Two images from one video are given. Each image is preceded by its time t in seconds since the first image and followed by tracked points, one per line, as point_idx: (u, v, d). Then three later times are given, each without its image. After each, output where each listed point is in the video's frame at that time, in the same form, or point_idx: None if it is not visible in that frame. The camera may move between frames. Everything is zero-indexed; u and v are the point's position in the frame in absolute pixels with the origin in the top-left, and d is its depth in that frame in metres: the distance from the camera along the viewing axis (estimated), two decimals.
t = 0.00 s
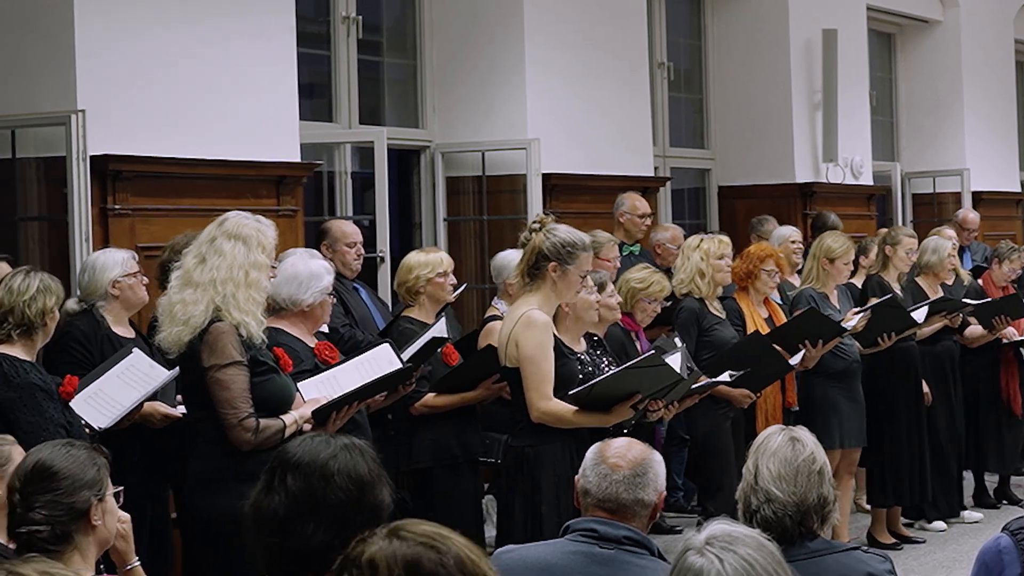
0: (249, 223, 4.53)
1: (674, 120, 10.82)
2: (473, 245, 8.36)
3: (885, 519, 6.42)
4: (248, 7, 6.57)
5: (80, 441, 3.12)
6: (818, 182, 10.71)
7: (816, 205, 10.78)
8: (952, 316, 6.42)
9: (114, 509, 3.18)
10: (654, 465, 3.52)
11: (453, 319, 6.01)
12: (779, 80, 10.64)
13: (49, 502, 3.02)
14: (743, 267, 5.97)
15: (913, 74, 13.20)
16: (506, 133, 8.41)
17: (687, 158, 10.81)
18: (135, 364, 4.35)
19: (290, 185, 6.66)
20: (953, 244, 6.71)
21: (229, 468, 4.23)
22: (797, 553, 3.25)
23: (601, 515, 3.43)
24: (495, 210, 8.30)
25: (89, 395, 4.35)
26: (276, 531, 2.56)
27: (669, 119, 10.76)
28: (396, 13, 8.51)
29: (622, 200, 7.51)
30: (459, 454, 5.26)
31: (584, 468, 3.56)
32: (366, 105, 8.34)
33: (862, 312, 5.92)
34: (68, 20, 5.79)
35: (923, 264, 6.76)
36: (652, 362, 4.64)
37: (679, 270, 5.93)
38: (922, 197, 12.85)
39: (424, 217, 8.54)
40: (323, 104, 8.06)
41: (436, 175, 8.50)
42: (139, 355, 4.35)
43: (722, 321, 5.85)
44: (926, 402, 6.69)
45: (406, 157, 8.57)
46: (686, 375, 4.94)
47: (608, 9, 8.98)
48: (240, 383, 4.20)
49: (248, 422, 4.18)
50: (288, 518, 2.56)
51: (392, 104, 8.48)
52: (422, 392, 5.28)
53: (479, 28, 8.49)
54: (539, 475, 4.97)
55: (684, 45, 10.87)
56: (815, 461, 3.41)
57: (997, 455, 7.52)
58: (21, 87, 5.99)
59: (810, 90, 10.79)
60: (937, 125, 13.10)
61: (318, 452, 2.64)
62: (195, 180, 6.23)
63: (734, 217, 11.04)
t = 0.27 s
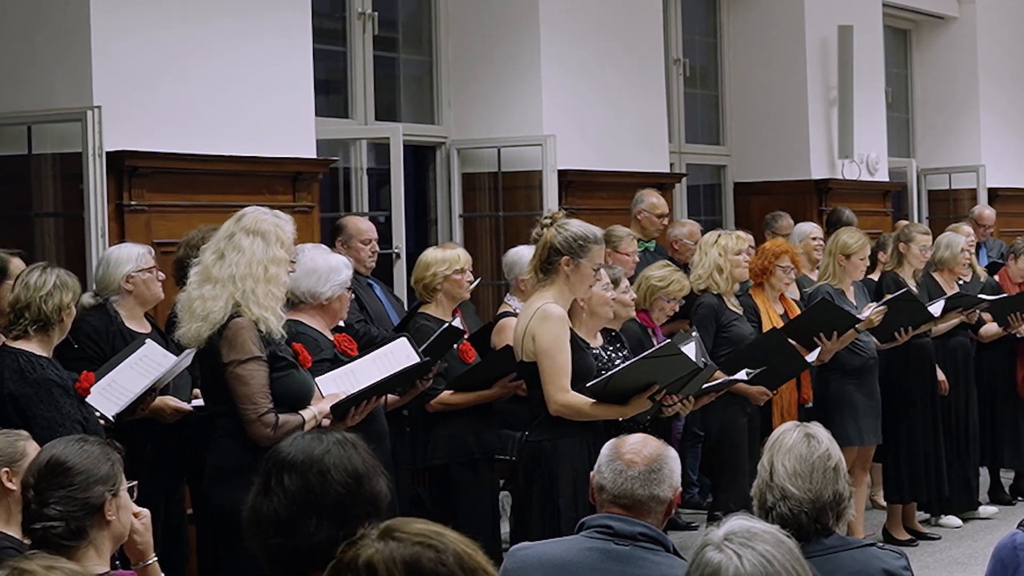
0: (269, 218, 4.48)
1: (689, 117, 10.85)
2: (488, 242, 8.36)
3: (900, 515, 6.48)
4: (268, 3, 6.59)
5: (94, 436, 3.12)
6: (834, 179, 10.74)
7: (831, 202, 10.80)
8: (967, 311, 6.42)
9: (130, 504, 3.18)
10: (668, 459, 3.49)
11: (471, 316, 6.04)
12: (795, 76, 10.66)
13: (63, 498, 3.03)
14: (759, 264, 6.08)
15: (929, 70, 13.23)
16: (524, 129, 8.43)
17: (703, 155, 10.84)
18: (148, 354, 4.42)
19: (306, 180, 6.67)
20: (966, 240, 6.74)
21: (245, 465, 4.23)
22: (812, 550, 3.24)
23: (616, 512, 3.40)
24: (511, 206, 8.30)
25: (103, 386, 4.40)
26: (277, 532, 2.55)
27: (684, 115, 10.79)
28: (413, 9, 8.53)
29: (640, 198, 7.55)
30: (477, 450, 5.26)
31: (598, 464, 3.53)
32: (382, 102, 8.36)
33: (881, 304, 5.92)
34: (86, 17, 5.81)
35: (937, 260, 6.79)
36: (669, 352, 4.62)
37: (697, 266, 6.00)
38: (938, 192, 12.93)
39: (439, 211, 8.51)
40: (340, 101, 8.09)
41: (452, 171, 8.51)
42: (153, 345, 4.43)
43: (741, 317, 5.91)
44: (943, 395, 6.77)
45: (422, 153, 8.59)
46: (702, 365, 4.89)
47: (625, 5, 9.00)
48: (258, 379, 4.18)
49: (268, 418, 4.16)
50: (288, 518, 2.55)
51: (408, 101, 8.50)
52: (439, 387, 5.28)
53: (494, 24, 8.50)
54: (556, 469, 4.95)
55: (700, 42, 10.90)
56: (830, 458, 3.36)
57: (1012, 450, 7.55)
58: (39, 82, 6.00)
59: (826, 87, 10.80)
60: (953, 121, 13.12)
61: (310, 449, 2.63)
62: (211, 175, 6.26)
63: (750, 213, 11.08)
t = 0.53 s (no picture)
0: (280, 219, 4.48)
1: (700, 116, 10.86)
2: (499, 242, 8.37)
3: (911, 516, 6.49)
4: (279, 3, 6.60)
5: (103, 435, 3.13)
6: (845, 178, 10.75)
7: (842, 201, 10.80)
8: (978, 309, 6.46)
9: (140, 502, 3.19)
10: (678, 458, 3.49)
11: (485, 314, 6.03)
12: (806, 76, 10.66)
13: (75, 499, 3.04)
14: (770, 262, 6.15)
15: (940, 69, 13.24)
16: (535, 128, 8.43)
17: (714, 155, 10.84)
18: (160, 355, 4.34)
19: (316, 180, 6.68)
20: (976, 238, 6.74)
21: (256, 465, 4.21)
22: (823, 549, 3.24)
23: (626, 510, 3.40)
24: (522, 206, 8.33)
25: (114, 387, 4.32)
26: (284, 532, 2.54)
27: (695, 115, 10.79)
28: (423, 9, 8.53)
29: (653, 198, 7.58)
30: (488, 450, 5.26)
31: (608, 463, 3.52)
32: (393, 102, 8.36)
33: (893, 303, 5.94)
34: (95, 18, 5.81)
35: (947, 259, 6.79)
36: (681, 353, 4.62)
37: (709, 265, 6.06)
38: (949, 192, 12.94)
39: (450, 212, 8.54)
40: (350, 101, 8.09)
41: (463, 170, 8.52)
42: (165, 345, 4.36)
43: (752, 316, 5.98)
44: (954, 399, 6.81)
45: (433, 153, 8.59)
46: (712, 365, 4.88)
47: (636, 5, 9.01)
48: (270, 379, 4.17)
49: (279, 417, 4.14)
50: (294, 517, 2.54)
51: (419, 101, 8.50)
52: (450, 387, 5.27)
53: (504, 23, 8.50)
54: (566, 469, 4.91)
55: (711, 41, 10.90)
56: (841, 457, 3.37)
57: None
58: (50, 82, 6.00)
59: (837, 86, 10.80)
60: (964, 120, 13.14)
61: (315, 448, 2.62)
62: (221, 175, 6.26)
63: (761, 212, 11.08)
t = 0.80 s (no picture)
0: (291, 218, 4.46)
1: (709, 116, 10.85)
2: (508, 240, 8.39)
3: (920, 515, 6.50)
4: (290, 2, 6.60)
5: (113, 435, 3.13)
6: (854, 178, 10.75)
7: (852, 200, 10.81)
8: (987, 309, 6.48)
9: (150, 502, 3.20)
10: (688, 459, 3.48)
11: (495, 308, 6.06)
12: (816, 75, 10.66)
13: (83, 500, 3.05)
14: (780, 262, 6.17)
15: (949, 69, 13.24)
16: (545, 127, 8.43)
17: (723, 154, 10.85)
18: (170, 355, 4.35)
19: (326, 179, 6.69)
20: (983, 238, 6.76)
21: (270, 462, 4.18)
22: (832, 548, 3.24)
23: (636, 510, 3.40)
24: (531, 205, 8.33)
25: (123, 386, 4.33)
26: (306, 531, 2.53)
27: (704, 114, 10.79)
28: (432, 8, 8.53)
29: (661, 198, 7.61)
30: (500, 450, 5.27)
31: (618, 463, 3.52)
32: (403, 101, 8.36)
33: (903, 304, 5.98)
34: (104, 18, 5.81)
35: (954, 260, 6.81)
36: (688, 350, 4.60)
37: (719, 265, 6.07)
38: (959, 192, 12.97)
39: (460, 205, 8.54)
40: (360, 100, 8.09)
41: (472, 169, 8.52)
42: (175, 346, 4.36)
43: (761, 316, 6.00)
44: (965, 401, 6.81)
45: (443, 152, 8.59)
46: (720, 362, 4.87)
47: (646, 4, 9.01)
48: (280, 378, 4.15)
49: (288, 416, 4.13)
50: (318, 517, 2.53)
51: (428, 101, 8.50)
52: (462, 386, 5.28)
53: (513, 22, 8.51)
54: (576, 468, 4.92)
55: (720, 41, 10.90)
56: (850, 456, 3.40)
57: None
58: (59, 82, 6.00)
59: (847, 86, 10.80)
60: (973, 120, 13.14)
61: (343, 448, 2.60)
62: (232, 175, 6.27)
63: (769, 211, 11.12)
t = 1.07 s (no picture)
0: (304, 219, 4.45)
1: (722, 116, 10.85)
2: (521, 240, 8.41)
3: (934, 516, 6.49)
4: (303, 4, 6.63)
5: (132, 438, 3.15)
6: (866, 177, 10.76)
7: (864, 200, 10.81)
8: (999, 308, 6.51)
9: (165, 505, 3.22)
10: (702, 458, 3.46)
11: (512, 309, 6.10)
12: (827, 75, 10.67)
13: (98, 505, 3.07)
14: (792, 261, 6.20)
15: (961, 68, 13.24)
16: (556, 126, 8.43)
17: (735, 154, 10.85)
18: (184, 354, 4.36)
19: (338, 179, 6.70)
20: (995, 238, 6.77)
21: (284, 464, 4.17)
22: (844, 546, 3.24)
23: (649, 510, 3.37)
24: (543, 205, 8.34)
25: (138, 386, 4.33)
26: (325, 528, 2.59)
27: (717, 114, 10.78)
28: (443, 8, 8.53)
29: (673, 198, 7.62)
30: (514, 450, 5.29)
31: (631, 463, 3.50)
32: (415, 102, 8.37)
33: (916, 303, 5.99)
34: (116, 20, 5.83)
35: (965, 259, 6.83)
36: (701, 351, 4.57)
37: (730, 263, 6.07)
38: (971, 190, 13.07)
39: (472, 209, 8.55)
40: (372, 101, 8.10)
41: (484, 170, 8.54)
42: (189, 345, 4.37)
43: (773, 315, 6.00)
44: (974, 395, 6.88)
45: (455, 153, 8.60)
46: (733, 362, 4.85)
47: (659, 4, 9.02)
48: (294, 378, 4.15)
49: (302, 416, 4.12)
50: (337, 514, 2.59)
51: (440, 101, 8.51)
52: (479, 385, 5.30)
53: (524, 23, 8.53)
54: (589, 469, 4.91)
55: (732, 41, 10.90)
56: (863, 456, 3.39)
57: None
58: (72, 84, 6.02)
59: (859, 85, 10.82)
60: (985, 118, 13.15)
61: (365, 448, 2.63)
62: (246, 176, 6.29)
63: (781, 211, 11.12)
